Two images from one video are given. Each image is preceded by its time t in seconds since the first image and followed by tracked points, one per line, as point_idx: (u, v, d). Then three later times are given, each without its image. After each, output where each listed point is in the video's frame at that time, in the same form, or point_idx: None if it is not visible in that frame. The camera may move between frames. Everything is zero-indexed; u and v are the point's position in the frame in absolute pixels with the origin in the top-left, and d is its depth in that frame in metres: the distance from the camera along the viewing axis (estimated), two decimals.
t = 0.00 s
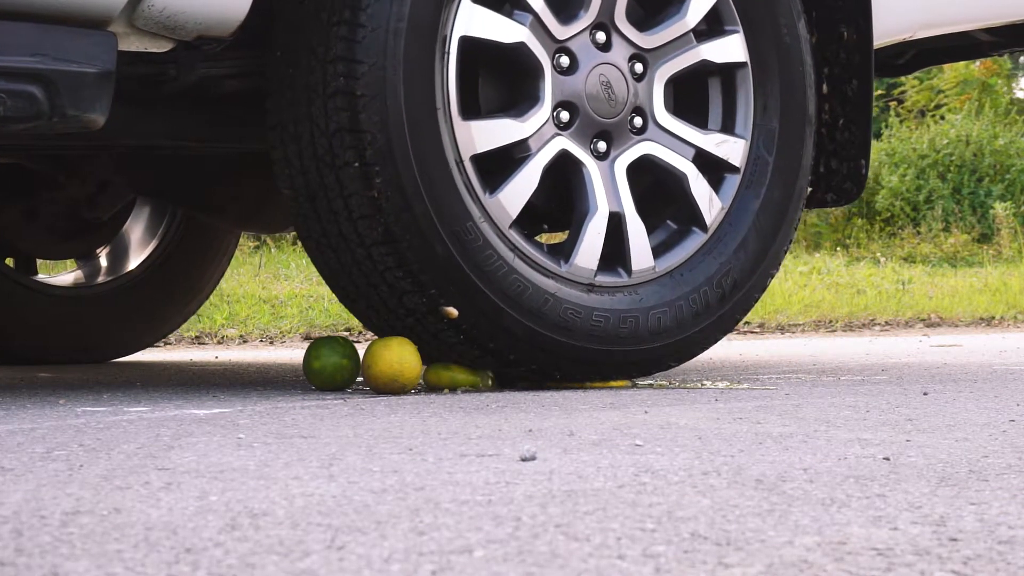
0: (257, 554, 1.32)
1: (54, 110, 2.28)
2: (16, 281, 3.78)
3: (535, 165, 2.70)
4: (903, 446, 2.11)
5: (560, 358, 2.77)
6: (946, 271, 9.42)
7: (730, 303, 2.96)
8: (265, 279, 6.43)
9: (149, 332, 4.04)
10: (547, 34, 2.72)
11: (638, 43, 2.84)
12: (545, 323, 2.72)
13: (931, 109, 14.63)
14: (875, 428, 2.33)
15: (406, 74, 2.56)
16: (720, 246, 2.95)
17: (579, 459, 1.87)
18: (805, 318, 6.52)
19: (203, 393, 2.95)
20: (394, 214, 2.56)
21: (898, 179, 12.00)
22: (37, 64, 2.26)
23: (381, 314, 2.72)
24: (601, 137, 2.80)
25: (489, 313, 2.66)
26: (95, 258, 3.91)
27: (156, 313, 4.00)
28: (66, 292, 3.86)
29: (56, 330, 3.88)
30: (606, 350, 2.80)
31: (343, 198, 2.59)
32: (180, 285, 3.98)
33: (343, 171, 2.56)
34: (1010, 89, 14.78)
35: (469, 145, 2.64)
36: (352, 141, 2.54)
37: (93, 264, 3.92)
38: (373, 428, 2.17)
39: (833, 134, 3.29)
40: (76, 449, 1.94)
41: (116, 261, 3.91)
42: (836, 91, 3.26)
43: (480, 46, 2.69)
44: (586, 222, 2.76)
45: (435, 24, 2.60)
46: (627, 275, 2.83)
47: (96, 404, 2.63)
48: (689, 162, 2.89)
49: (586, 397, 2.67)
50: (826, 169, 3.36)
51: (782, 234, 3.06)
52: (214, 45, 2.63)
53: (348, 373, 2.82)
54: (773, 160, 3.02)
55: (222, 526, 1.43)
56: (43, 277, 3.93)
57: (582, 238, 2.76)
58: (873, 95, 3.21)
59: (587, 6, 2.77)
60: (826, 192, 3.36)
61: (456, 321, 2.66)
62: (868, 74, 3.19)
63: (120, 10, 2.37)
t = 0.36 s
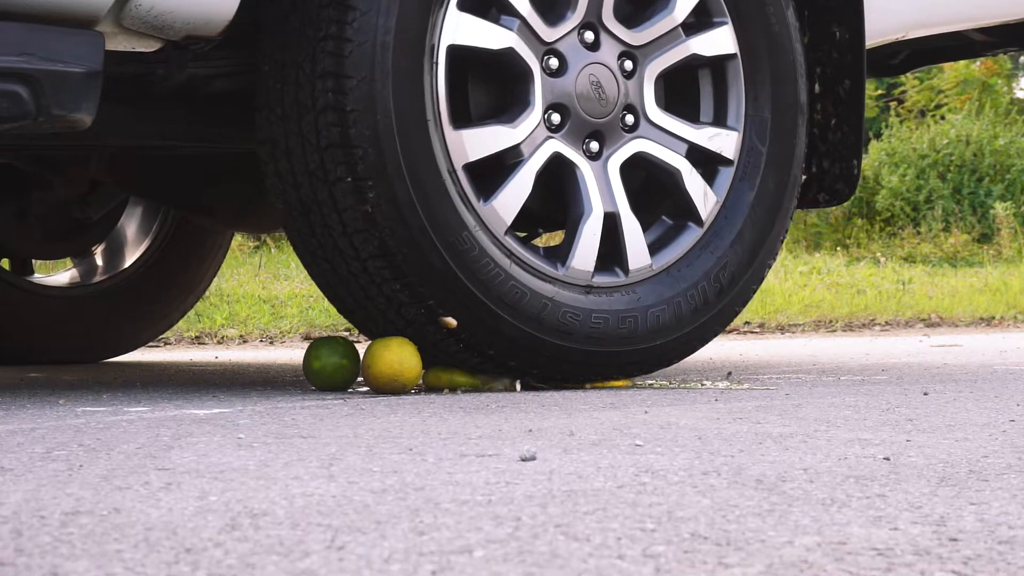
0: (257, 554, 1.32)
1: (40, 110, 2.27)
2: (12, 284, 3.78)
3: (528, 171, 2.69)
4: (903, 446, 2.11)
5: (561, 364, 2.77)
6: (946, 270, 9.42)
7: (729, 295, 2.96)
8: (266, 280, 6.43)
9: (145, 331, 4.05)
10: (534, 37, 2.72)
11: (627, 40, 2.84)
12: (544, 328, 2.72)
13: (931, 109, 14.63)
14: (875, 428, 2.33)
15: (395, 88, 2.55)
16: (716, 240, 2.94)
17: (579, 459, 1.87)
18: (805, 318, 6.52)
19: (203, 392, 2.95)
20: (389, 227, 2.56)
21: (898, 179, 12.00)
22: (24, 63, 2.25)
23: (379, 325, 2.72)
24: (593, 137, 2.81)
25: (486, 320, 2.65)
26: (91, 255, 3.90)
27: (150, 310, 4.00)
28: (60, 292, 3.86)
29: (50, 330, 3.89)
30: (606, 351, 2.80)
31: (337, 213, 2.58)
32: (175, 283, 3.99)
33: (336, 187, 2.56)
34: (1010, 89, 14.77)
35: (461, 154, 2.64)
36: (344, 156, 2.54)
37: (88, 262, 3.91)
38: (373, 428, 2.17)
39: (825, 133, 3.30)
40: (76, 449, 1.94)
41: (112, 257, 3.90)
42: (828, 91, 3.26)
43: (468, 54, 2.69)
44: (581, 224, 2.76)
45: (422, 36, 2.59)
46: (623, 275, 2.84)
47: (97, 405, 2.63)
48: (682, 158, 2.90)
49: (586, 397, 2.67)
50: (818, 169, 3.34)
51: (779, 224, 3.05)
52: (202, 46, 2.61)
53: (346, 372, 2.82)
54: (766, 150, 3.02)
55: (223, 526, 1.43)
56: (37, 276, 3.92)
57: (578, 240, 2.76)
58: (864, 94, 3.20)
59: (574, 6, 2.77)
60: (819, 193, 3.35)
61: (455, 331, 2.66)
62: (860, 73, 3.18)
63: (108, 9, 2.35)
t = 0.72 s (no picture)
0: (257, 554, 1.32)
1: (29, 110, 2.26)
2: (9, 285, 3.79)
3: (522, 175, 2.69)
4: (903, 446, 2.11)
5: (561, 365, 2.77)
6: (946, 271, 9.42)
7: (728, 289, 2.97)
8: (266, 280, 6.43)
9: (144, 329, 4.05)
10: (525, 39, 2.71)
11: (618, 38, 2.83)
12: (543, 331, 2.72)
13: (931, 109, 14.63)
14: (876, 428, 2.33)
15: (387, 97, 2.55)
16: (713, 235, 2.94)
17: (579, 459, 1.87)
18: (805, 318, 6.51)
19: (203, 392, 2.95)
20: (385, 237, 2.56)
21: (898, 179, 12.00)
22: (14, 62, 2.25)
23: (377, 333, 2.72)
24: (587, 137, 2.80)
25: (484, 324, 2.65)
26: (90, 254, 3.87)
27: (146, 308, 4.00)
28: (57, 292, 3.87)
29: (47, 330, 3.90)
30: (606, 350, 2.80)
31: (333, 224, 2.58)
32: (171, 282, 3.99)
33: (331, 197, 2.56)
34: (1009, 89, 14.78)
35: (455, 161, 2.63)
36: (337, 167, 2.54)
37: (85, 260, 3.89)
38: (373, 428, 2.17)
39: (819, 133, 3.30)
40: (76, 449, 1.94)
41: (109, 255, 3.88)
42: (822, 90, 3.25)
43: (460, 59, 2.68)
44: (578, 225, 2.77)
45: (413, 44, 2.60)
46: (620, 274, 2.83)
47: (97, 405, 2.63)
48: (677, 154, 2.89)
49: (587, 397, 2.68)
50: (812, 169, 3.35)
51: (774, 215, 3.05)
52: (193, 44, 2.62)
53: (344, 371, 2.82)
54: (760, 143, 3.01)
55: (223, 526, 1.43)
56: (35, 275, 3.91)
57: (574, 243, 2.76)
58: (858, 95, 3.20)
59: (564, 6, 2.76)
60: (812, 193, 3.36)
61: (454, 338, 2.67)
62: (854, 72, 3.17)
63: (98, 9, 2.35)
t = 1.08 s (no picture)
0: (257, 554, 1.32)
1: (13, 109, 2.24)
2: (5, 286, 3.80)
3: (515, 179, 2.69)
4: (903, 446, 2.11)
5: (560, 367, 2.78)
6: (946, 271, 9.42)
7: (725, 282, 2.97)
8: (266, 280, 6.43)
9: (144, 326, 4.04)
10: (512, 41, 2.70)
11: (606, 36, 2.82)
12: (542, 334, 2.72)
13: (931, 109, 14.63)
14: (875, 428, 2.33)
15: (377, 111, 2.53)
16: (708, 228, 2.94)
17: (579, 459, 1.87)
18: (805, 318, 6.51)
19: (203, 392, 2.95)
20: (380, 249, 2.55)
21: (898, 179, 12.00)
22: None
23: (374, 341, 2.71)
24: (579, 137, 2.79)
25: (482, 330, 2.66)
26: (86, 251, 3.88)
27: (142, 308, 3.98)
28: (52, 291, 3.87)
29: (42, 330, 3.90)
30: (606, 349, 2.81)
31: (327, 237, 2.57)
32: (166, 281, 3.98)
33: (324, 212, 2.55)
34: (1009, 89, 14.78)
35: (447, 168, 2.62)
36: (329, 182, 2.52)
37: (80, 258, 3.90)
38: (373, 428, 2.17)
39: (811, 134, 3.29)
40: (76, 449, 1.94)
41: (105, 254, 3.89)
42: (814, 89, 3.24)
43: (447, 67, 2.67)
44: (571, 227, 2.76)
45: (400, 55, 2.58)
46: (616, 272, 2.83)
47: (97, 404, 2.63)
48: (668, 150, 2.89)
49: (586, 397, 2.68)
50: (803, 169, 3.34)
51: (769, 206, 3.05)
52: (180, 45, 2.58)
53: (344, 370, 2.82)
54: (752, 133, 3.01)
55: (223, 526, 1.43)
56: (31, 275, 3.91)
57: (570, 243, 2.76)
58: (849, 94, 3.18)
59: (549, 7, 2.75)
60: (804, 193, 3.35)
61: (453, 346, 2.67)
62: (845, 71, 3.15)
63: (85, 8, 2.33)
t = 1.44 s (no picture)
0: (257, 554, 1.32)
1: None
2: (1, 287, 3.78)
3: (508, 184, 2.68)
4: (903, 446, 2.11)
5: (560, 368, 2.78)
6: (947, 271, 9.42)
7: (721, 276, 2.97)
8: (266, 280, 6.43)
9: (139, 323, 4.04)
10: (499, 45, 2.68)
11: (593, 33, 2.81)
12: (540, 337, 2.72)
13: (931, 109, 14.62)
14: (876, 428, 2.33)
15: (365, 125, 2.53)
16: (703, 221, 2.94)
17: (578, 459, 1.87)
18: (805, 319, 6.51)
19: (203, 393, 2.95)
20: (375, 261, 2.55)
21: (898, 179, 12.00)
22: None
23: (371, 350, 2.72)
24: (571, 136, 2.79)
25: (480, 337, 2.66)
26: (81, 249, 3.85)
27: (137, 305, 3.98)
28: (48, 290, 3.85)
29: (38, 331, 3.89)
30: (605, 349, 2.81)
31: (321, 251, 2.57)
32: (160, 279, 3.97)
33: (317, 226, 2.54)
34: (1010, 89, 14.78)
35: (440, 177, 2.62)
36: (321, 196, 2.51)
37: (75, 255, 3.88)
38: (373, 428, 2.17)
39: (802, 134, 3.25)
40: (75, 449, 1.95)
41: (99, 253, 3.87)
42: (805, 90, 3.22)
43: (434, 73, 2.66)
44: (566, 227, 2.76)
45: (386, 67, 2.58)
46: (613, 271, 2.83)
47: (97, 405, 2.63)
48: (660, 145, 2.89)
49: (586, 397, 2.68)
50: (794, 170, 3.32)
51: (764, 196, 3.05)
52: (166, 42, 2.53)
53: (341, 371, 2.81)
54: (744, 123, 3.00)
55: (222, 526, 1.43)
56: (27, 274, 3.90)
57: (564, 244, 2.76)
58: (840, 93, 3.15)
59: (536, 8, 2.74)
60: (795, 193, 3.34)
61: (451, 353, 2.67)
62: (835, 72, 3.14)
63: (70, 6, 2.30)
